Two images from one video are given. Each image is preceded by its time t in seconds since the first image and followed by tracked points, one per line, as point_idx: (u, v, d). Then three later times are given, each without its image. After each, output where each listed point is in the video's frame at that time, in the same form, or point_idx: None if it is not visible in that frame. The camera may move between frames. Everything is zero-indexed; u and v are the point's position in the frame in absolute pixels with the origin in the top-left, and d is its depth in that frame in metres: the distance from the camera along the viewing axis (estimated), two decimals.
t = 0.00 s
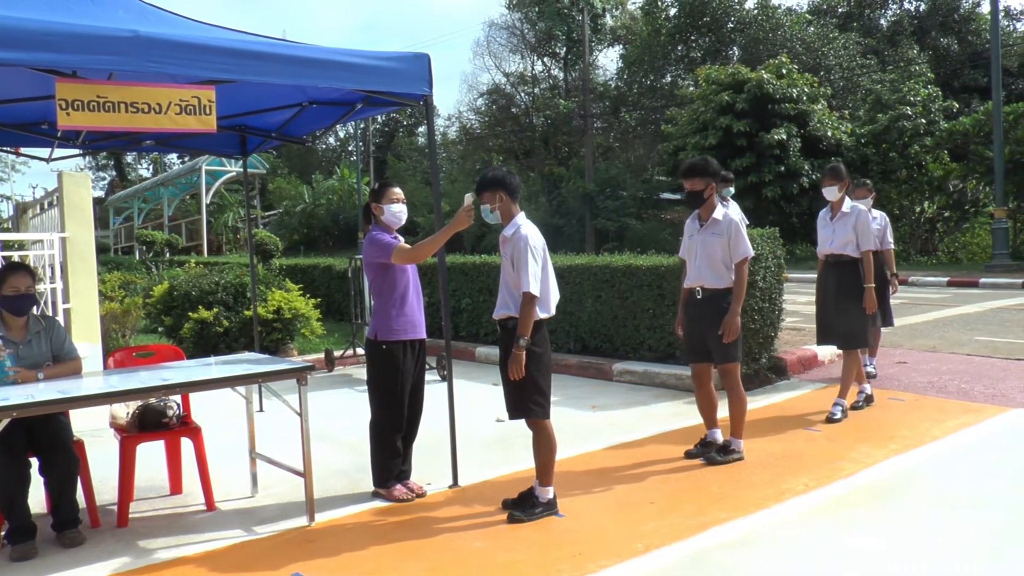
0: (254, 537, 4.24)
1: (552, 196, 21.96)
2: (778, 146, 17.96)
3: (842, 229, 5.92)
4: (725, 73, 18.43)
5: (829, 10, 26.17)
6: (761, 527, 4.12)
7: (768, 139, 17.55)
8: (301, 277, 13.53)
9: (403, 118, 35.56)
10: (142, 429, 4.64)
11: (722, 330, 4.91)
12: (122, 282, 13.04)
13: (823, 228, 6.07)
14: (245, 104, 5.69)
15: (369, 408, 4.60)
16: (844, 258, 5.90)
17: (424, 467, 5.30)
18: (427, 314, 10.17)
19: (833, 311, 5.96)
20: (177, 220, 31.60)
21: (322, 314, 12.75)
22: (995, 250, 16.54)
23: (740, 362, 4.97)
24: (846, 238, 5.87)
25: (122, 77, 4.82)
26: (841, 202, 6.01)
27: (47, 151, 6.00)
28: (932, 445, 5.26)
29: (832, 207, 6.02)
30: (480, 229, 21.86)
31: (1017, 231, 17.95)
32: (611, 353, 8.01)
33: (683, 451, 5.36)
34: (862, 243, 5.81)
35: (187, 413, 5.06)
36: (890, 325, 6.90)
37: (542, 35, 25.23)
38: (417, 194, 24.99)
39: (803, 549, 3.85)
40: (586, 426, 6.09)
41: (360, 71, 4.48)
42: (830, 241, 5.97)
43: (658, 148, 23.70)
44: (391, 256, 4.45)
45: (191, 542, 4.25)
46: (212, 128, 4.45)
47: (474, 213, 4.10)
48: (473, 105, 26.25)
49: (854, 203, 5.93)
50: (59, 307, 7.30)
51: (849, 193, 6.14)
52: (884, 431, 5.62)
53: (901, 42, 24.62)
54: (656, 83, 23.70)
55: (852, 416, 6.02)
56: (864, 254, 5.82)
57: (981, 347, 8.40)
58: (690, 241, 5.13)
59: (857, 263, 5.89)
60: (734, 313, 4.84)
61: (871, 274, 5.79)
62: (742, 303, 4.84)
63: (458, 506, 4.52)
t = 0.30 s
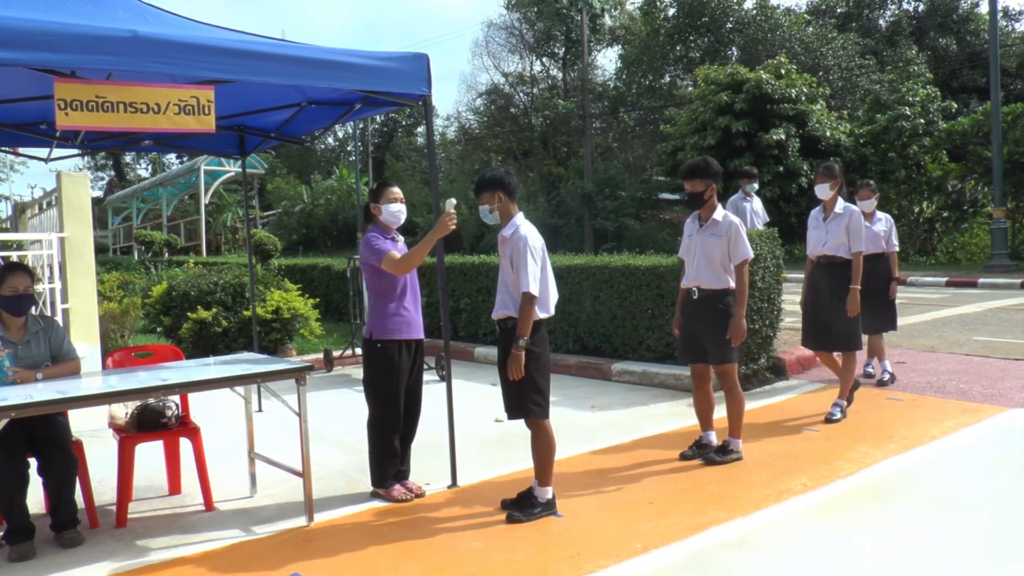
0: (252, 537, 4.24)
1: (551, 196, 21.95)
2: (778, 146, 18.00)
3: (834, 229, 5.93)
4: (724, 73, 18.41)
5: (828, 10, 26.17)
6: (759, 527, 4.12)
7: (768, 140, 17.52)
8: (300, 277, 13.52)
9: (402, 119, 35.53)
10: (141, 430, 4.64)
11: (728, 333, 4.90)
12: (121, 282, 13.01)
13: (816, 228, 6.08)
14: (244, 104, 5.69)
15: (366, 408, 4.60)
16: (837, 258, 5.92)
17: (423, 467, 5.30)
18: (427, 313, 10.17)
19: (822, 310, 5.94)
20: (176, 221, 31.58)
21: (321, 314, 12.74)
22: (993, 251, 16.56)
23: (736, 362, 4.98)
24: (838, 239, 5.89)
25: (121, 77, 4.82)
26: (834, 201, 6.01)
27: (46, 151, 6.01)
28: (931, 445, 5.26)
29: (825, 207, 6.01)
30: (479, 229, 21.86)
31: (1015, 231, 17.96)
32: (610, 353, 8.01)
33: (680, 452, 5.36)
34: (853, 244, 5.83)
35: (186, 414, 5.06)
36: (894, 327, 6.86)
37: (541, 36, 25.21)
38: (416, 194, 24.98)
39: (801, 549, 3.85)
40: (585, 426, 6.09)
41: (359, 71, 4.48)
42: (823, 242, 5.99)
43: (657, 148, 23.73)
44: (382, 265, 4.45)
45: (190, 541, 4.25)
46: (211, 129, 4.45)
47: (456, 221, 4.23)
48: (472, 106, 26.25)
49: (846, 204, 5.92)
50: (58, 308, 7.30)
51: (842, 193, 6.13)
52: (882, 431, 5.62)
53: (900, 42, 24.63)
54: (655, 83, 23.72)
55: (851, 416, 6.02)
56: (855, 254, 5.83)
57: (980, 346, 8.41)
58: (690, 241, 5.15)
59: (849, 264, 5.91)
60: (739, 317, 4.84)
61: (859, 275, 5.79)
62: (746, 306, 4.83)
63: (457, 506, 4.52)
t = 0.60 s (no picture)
0: (252, 537, 4.24)
1: (551, 196, 21.99)
2: (777, 145, 16.81)
3: (832, 228, 5.91)
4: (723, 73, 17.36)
5: (828, 10, 26.16)
6: (759, 527, 4.12)
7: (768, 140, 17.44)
8: (300, 277, 13.52)
9: (402, 118, 35.52)
10: (140, 430, 4.64)
11: (720, 331, 4.91)
12: (121, 282, 13.01)
13: (811, 227, 6.05)
14: (244, 104, 5.69)
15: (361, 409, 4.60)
16: (832, 258, 5.91)
17: (423, 467, 5.30)
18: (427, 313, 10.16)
19: (817, 309, 5.95)
20: (177, 220, 31.59)
21: (321, 313, 12.74)
22: (993, 251, 16.56)
23: (735, 362, 4.98)
24: (835, 238, 5.87)
25: (121, 77, 4.83)
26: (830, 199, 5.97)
27: (46, 150, 6.01)
28: (930, 445, 5.26)
29: (821, 205, 5.98)
30: (479, 229, 21.85)
31: (1015, 231, 17.96)
32: (610, 353, 8.01)
33: (679, 452, 5.36)
34: (850, 243, 5.82)
35: (186, 413, 5.06)
36: (900, 329, 6.86)
37: (541, 36, 25.17)
38: (416, 194, 24.94)
39: (801, 549, 3.85)
40: (585, 426, 6.09)
41: (358, 70, 4.48)
42: (820, 241, 5.97)
43: (656, 148, 23.73)
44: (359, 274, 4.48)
45: (190, 541, 4.26)
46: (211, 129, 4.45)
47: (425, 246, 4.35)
48: (472, 105, 26.27)
49: (844, 201, 5.86)
50: (58, 308, 7.30)
51: (839, 189, 6.09)
52: (882, 431, 5.62)
53: (900, 42, 24.63)
54: (655, 83, 23.75)
55: (851, 416, 6.02)
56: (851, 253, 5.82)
57: (980, 346, 8.40)
58: (686, 241, 5.14)
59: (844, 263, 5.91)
60: (731, 316, 4.84)
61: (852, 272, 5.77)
62: (739, 305, 4.84)
63: (457, 506, 4.52)
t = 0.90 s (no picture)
0: (253, 535, 4.25)
1: (552, 194, 22.02)
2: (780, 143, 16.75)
3: (828, 226, 5.88)
4: (724, 70, 17.02)
5: (829, 8, 26.11)
6: (759, 525, 4.12)
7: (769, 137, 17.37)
8: (301, 275, 13.53)
9: (403, 117, 35.52)
10: (141, 428, 4.65)
11: (718, 327, 4.92)
12: (123, 280, 13.03)
13: (806, 225, 6.01)
14: (244, 102, 5.69)
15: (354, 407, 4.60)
16: (828, 256, 5.88)
17: (424, 465, 5.30)
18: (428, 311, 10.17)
19: (816, 309, 5.95)
20: (178, 218, 31.61)
21: (323, 312, 12.75)
22: (995, 249, 16.53)
23: (734, 360, 4.98)
24: (832, 236, 5.84)
25: (121, 74, 4.83)
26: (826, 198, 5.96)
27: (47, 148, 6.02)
28: (931, 443, 5.26)
29: (817, 203, 5.96)
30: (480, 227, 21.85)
31: (1017, 229, 17.93)
32: (611, 351, 8.01)
33: (680, 450, 5.35)
34: (847, 241, 5.81)
35: (187, 411, 5.07)
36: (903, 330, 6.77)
37: (542, 34, 25.12)
38: (418, 192, 24.93)
39: (801, 547, 3.85)
40: (587, 424, 6.09)
41: (360, 69, 4.49)
42: (815, 239, 5.94)
43: (657, 146, 23.71)
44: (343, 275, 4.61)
45: (191, 539, 4.26)
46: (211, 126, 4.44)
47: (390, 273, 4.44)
48: (473, 104, 26.30)
49: (840, 200, 5.85)
50: (59, 306, 7.30)
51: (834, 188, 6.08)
52: (883, 429, 5.62)
53: (901, 40, 24.62)
54: (656, 81, 23.79)
55: (852, 414, 6.01)
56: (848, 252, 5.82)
57: (982, 345, 8.40)
58: (682, 240, 5.12)
59: (840, 262, 5.88)
60: (729, 311, 4.86)
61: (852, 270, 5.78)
62: (738, 301, 4.86)
63: (457, 504, 4.53)
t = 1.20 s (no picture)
0: (256, 528, 4.26)
1: (554, 188, 22.06)
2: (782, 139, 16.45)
3: (827, 221, 5.86)
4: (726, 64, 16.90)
5: (832, 2, 26.03)
6: (761, 519, 4.13)
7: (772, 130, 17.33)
8: (303, 270, 13.56)
9: (405, 111, 35.49)
10: (143, 422, 4.66)
11: (723, 319, 4.91)
12: (126, 275, 13.05)
13: (805, 220, 5.99)
14: (246, 97, 5.69)
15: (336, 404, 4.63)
16: (827, 250, 5.86)
17: (427, 459, 5.30)
18: (431, 305, 10.18)
19: (819, 308, 5.93)
20: (180, 213, 31.62)
21: (325, 306, 12.77)
22: (998, 243, 16.50)
23: (734, 352, 4.99)
24: (831, 231, 5.82)
25: (123, 70, 4.84)
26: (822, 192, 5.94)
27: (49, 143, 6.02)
28: (933, 437, 5.26)
29: (815, 198, 5.94)
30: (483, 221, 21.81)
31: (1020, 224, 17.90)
32: (613, 345, 8.00)
33: (681, 445, 5.36)
34: (846, 235, 5.80)
35: (190, 405, 5.08)
36: (909, 326, 6.72)
37: (544, 28, 25.25)
38: (420, 186, 24.91)
39: (803, 541, 3.86)
40: (589, 418, 6.10)
41: (362, 62, 4.49)
42: (815, 234, 5.91)
43: (659, 140, 23.67)
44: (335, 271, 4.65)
45: (194, 532, 4.27)
46: (213, 121, 4.44)
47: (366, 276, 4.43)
48: (475, 98, 26.31)
49: (838, 194, 5.83)
50: (62, 300, 7.31)
51: (831, 182, 6.05)
52: (886, 423, 5.62)
53: (904, 34, 24.58)
54: (658, 75, 23.82)
55: (854, 409, 6.01)
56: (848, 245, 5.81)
57: (984, 339, 8.39)
58: (679, 237, 5.12)
59: (838, 257, 5.87)
60: (732, 302, 4.86)
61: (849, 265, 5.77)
62: (740, 291, 4.87)
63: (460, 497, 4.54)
